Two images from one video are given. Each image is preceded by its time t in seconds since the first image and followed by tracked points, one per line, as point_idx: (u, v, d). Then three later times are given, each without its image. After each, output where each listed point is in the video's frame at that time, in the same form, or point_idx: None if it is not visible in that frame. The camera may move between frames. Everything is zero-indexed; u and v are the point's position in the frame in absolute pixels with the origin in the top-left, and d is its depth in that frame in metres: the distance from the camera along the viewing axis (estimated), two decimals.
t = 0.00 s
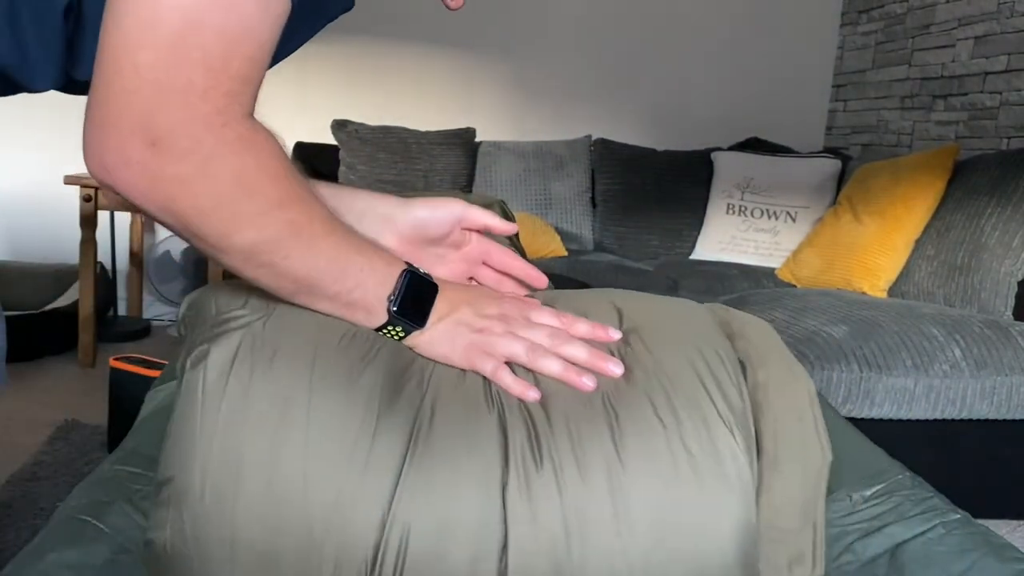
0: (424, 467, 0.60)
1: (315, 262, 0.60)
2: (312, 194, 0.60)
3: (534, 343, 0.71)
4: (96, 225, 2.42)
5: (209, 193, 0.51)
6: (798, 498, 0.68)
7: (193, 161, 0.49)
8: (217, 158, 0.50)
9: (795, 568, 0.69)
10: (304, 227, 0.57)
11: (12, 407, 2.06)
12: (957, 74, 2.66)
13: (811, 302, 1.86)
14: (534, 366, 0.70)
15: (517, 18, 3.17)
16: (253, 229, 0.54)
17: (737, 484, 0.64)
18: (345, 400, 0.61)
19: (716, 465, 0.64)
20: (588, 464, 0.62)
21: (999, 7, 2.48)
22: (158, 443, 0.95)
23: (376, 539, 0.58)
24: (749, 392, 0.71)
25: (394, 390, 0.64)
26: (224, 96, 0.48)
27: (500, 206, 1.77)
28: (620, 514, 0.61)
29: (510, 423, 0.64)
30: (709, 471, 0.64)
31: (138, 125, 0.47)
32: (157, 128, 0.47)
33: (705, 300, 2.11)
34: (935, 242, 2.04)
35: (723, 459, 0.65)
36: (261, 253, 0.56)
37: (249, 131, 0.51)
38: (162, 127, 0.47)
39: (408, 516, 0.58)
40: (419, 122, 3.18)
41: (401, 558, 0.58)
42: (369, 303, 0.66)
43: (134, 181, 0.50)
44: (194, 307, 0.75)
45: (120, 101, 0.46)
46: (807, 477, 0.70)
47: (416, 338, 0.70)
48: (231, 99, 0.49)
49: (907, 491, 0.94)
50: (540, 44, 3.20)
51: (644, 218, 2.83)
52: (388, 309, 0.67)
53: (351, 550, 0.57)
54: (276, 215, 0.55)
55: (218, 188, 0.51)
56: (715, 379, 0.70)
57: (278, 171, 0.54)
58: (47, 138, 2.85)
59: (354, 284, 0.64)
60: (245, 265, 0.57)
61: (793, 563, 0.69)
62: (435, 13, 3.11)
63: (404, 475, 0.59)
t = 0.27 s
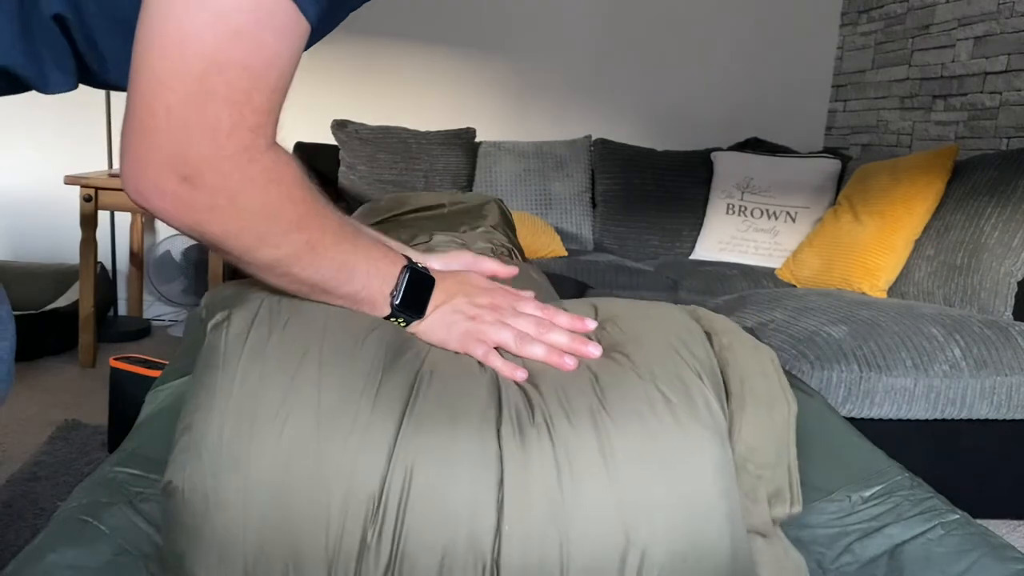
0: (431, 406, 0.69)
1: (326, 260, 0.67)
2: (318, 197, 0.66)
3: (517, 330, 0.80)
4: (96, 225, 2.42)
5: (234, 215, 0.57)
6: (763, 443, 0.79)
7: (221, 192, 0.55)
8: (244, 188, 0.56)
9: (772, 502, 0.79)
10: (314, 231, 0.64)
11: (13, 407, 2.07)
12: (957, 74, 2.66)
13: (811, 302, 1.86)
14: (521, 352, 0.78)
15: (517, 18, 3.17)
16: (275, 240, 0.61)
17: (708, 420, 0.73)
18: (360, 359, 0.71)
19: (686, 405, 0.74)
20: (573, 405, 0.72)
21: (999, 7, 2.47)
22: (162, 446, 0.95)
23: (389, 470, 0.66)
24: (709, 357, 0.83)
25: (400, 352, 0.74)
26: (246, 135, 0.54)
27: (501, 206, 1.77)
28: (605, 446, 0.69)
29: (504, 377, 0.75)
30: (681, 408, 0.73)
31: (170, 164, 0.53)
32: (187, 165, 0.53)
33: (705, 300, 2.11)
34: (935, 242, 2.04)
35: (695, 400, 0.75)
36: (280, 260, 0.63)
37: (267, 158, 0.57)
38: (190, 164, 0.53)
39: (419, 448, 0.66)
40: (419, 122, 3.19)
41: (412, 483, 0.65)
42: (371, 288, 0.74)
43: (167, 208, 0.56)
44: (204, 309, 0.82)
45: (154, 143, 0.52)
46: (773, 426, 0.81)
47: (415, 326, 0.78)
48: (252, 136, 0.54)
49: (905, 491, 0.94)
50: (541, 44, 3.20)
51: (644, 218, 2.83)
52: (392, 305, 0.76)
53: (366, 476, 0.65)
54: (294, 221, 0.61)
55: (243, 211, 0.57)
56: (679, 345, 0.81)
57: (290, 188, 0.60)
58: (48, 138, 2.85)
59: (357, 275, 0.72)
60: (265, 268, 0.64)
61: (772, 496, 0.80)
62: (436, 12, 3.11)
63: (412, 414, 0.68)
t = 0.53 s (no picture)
0: (433, 391, 0.72)
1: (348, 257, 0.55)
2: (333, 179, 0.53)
3: (546, 302, 0.71)
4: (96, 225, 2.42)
5: (228, 219, 0.46)
6: (761, 431, 0.80)
7: (209, 193, 0.44)
8: (237, 183, 0.44)
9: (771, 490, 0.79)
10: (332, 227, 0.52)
11: (13, 407, 2.07)
12: (957, 74, 2.66)
13: (811, 302, 1.86)
14: (537, 332, 0.78)
15: (516, 19, 3.17)
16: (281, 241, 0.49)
17: (707, 407, 0.75)
18: (365, 347, 0.75)
19: (686, 392, 0.75)
20: (574, 391, 0.74)
21: (999, 8, 2.48)
22: (163, 447, 0.95)
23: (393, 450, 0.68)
24: (707, 347, 0.83)
25: (402, 341, 0.77)
26: (234, 121, 0.42)
27: (500, 206, 1.77)
28: (606, 429, 0.71)
29: (507, 363, 0.77)
30: (681, 395, 0.75)
31: (143, 159, 0.42)
32: (164, 163, 0.42)
33: (705, 300, 2.11)
34: (935, 242, 2.04)
35: (694, 389, 0.76)
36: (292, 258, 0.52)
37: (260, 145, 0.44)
38: (169, 159, 0.42)
39: (421, 429, 0.69)
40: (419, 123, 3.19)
41: (415, 463, 0.68)
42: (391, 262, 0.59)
43: (146, 215, 0.44)
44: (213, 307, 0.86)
45: (122, 135, 0.41)
46: (771, 416, 0.81)
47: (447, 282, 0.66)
48: (240, 118, 0.42)
49: (905, 491, 0.94)
50: (540, 45, 3.20)
51: (644, 218, 2.83)
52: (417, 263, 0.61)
53: (370, 456, 0.68)
54: (303, 218, 0.49)
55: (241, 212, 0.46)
56: (678, 335, 0.83)
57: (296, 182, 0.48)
58: (47, 137, 2.84)
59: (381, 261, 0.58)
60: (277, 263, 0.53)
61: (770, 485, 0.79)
62: (435, 13, 3.11)
63: (414, 397, 0.71)
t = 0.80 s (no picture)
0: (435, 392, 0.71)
1: (294, 369, 0.39)
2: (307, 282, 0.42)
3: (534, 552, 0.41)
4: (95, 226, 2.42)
5: (142, 261, 0.36)
6: (764, 435, 0.78)
7: (125, 214, 0.35)
8: (164, 206, 0.36)
9: (772, 493, 0.77)
10: (275, 316, 0.39)
11: (12, 407, 2.06)
12: (957, 74, 2.66)
13: (811, 302, 1.86)
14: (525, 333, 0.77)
15: (516, 19, 3.17)
16: (207, 319, 0.37)
17: (708, 409, 0.74)
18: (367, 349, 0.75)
19: (686, 393, 0.75)
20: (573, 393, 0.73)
21: (999, 7, 2.48)
22: (163, 447, 0.95)
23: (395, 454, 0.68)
24: (707, 348, 0.82)
25: (402, 344, 0.77)
26: (169, 121, 0.35)
27: (500, 206, 1.77)
28: (606, 431, 0.71)
29: (505, 365, 0.76)
30: (681, 396, 0.74)
31: (56, 165, 0.35)
32: (77, 167, 0.34)
33: (705, 300, 2.11)
34: (935, 242, 2.04)
35: (694, 391, 0.75)
36: (218, 361, 0.38)
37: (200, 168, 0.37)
38: (81, 162, 0.34)
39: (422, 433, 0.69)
40: (419, 123, 3.19)
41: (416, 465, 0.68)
42: (337, 421, 0.41)
43: (55, 247, 0.36)
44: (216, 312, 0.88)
45: (36, 128, 0.35)
46: (772, 418, 0.79)
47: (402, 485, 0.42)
48: (177, 129, 0.35)
49: (905, 491, 0.94)
50: (540, 44, 3.20)
51: (644, 218, 2.83)
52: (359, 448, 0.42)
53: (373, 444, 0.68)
54: (242, 290, 0.38)
55: (160, 252, 0.36)
56: (678, 335, 0.82)
57: (241, 232, 0.38)
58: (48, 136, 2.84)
59: (332, 405, 0.41)
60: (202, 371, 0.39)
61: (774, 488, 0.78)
62: (435, 13, 3.11)
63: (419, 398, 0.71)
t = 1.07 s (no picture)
0: (435, 396, 0.71)
1: (248, 405, 0.50)
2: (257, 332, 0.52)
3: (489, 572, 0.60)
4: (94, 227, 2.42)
5: (117, 328, 0.44)
6: (764, 438, 0.78)
7: (100, 291, 0.43)
8: (134, 281, 0.44)
9: (772, 495, 0.77)
10: (230, 366, 0.48)
11: (13, 407, 2.06)
12: (957, 74, 2.66)
13: (811, 302, 1.86)
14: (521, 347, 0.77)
15: (517, 17, 3.16)
16: (175, 373, 0.46)
17: (708, 413, 0.74)
18: (364, 354, 0.74)
19: (687, 396, 0.75)
20: (572, 396, 0.73)
21: (999, 7, 2.47)
22: (162, 450, 0.95)
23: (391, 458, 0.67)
24: (708, 350, 0.82)
25: (400, 348, 0.77)
26: (136, 210, 0.43)
27: (500, 206, 1.77)
28: (605, 436, 0.71)
29: (505, 368, 0.76)
30: (680, 400, 0.74)
31: (40, 250, 0.42)
32: (56, 254, 0.42)
33: (705, 300, 2.11)
34: (935, 242, 2.04)
35: (695, 395, 0.75)
36: (182, 406, 0.48)
37: (166, 245, 0.45)
38: (62, 250, 0.42)
39: (420, 438, 0.68)
40: (419, 122, 3.19)
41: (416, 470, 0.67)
42: (313, 470, 0.55)
43: (41, 315, 0.45)
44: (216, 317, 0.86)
45: (21, 222, 0.42)
46: (771, 421, 0.79)
47: (381, 537, 0.58)
48: (142, 207, 0.43)
49: (906, 491, 0.94)
50: (541, 43, 3.20)
51: (644, 218, 2.83)
52: (337, 507, 0.56)
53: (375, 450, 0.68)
54: (204, 345, 0.47)
55: (132, 319, 0.44)
56: (677, 339, 0.82)
57: (200, 295, 0.47)
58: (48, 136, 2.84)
59: (290, 445, 0.53)
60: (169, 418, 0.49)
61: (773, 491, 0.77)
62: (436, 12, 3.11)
63: (418, 402, 0.70)
